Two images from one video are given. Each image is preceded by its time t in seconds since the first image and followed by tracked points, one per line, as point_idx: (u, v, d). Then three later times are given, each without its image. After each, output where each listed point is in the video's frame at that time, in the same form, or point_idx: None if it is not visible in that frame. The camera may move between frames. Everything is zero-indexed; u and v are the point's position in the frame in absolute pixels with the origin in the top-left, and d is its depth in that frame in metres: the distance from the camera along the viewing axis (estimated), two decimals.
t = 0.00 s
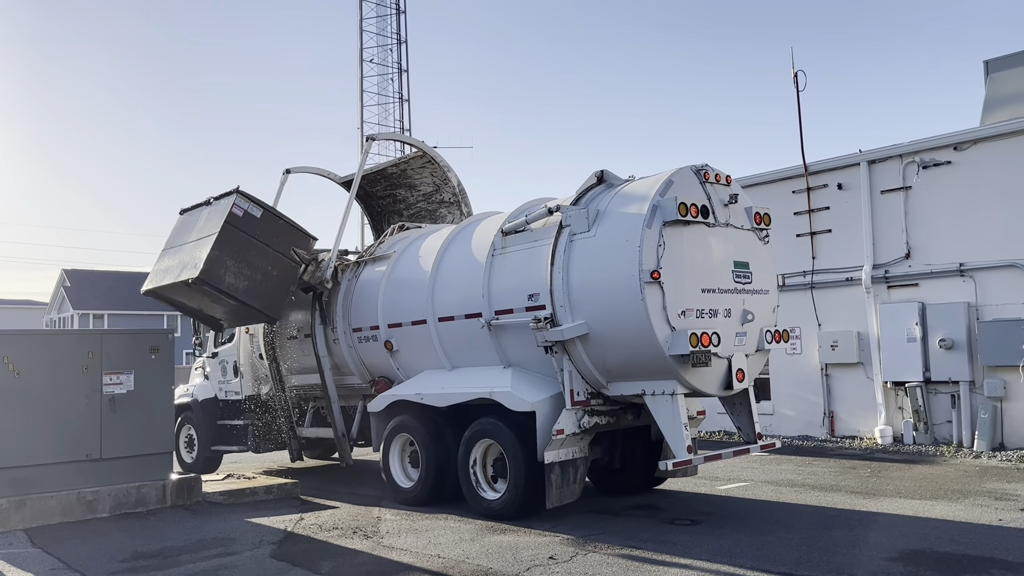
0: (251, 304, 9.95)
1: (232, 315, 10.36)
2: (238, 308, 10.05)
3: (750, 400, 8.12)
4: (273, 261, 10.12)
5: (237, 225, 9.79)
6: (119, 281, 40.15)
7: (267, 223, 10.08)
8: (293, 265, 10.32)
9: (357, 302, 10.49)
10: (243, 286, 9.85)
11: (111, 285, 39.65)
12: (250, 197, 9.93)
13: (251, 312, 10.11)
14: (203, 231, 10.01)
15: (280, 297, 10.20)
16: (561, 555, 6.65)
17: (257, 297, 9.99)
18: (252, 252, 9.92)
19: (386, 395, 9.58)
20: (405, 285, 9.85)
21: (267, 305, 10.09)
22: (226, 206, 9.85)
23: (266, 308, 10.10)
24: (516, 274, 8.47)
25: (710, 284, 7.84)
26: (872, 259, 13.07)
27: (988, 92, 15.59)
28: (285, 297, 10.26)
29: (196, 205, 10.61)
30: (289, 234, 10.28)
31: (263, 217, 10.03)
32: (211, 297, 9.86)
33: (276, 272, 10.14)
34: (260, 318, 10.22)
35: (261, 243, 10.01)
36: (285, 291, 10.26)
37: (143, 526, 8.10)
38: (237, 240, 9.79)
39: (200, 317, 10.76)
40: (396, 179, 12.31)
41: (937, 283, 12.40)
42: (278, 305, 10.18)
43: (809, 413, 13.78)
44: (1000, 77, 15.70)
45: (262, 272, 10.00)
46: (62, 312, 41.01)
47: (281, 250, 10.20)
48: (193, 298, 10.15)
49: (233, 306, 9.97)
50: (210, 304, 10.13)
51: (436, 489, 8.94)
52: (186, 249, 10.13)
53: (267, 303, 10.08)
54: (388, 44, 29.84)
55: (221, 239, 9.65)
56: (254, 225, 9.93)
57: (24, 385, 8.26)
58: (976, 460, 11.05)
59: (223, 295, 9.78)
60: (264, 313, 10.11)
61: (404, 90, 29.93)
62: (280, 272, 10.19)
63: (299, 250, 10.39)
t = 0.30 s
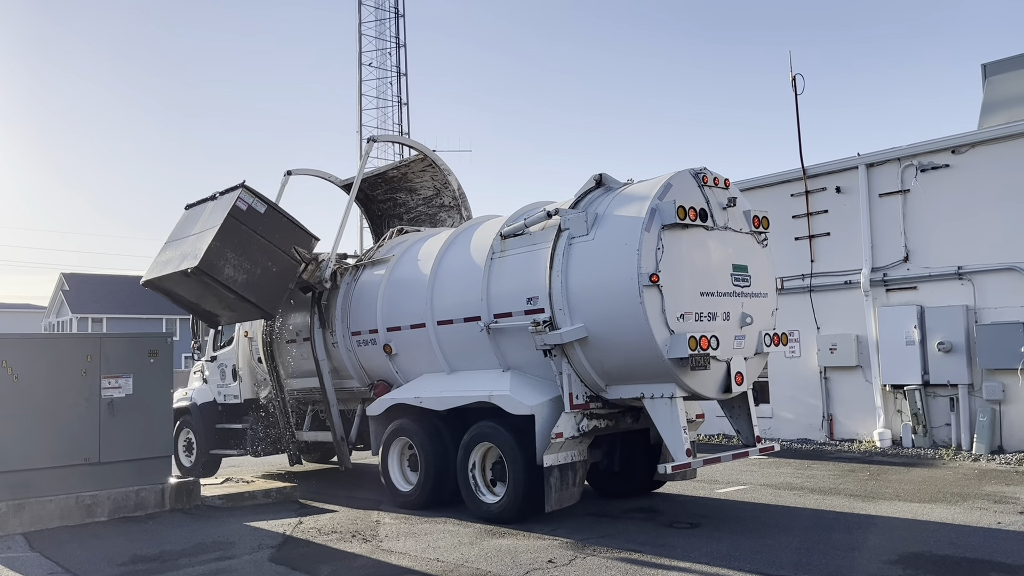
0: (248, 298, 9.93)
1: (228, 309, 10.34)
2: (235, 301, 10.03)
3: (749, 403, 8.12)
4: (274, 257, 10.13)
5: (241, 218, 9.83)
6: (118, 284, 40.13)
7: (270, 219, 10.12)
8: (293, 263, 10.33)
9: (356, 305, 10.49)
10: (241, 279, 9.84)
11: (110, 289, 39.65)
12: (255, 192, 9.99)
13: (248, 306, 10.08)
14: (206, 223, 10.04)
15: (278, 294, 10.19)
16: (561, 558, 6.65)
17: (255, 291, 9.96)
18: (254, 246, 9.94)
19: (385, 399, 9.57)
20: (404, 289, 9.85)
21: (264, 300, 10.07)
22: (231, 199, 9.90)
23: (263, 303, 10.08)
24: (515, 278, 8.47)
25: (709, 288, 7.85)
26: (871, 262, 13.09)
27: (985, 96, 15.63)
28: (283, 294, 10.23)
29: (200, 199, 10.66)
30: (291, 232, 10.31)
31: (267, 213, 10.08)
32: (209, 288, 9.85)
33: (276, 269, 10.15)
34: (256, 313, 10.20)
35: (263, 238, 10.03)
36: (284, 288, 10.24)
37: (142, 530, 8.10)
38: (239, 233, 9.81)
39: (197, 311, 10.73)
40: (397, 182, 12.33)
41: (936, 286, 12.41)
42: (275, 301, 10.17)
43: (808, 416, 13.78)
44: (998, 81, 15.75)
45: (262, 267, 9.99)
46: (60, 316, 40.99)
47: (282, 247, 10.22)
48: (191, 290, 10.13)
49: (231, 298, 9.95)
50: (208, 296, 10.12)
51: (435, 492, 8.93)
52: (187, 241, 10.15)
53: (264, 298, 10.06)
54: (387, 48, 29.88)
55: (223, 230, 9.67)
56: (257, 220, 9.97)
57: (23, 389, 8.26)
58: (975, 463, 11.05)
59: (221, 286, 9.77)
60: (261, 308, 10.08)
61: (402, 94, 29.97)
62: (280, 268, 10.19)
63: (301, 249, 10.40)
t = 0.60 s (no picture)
0: (245, 290, 10.11)
1: (226, 301, 10.50)
2: (232, 293, 10.19)
3: (748, 406, 8.11)
4: (275, 252, 10.28)
5: (246, 211, 10.00)
6: (117, 287, 40.08)
7: (274, 215, 10.28)
8: (294, 261, 10.46)
9: (355, 308, 10.48)
10: (240, 270, 10.02)
11: (110, 292, 39.63)
12: (262, 187, 10.17)
13: (245, 299, 10.26)
14: (211, 214, 10.20)
15: (276, 289, 10.34)
16: (560, 561, 6.64)
17: (252, 284, 10.14)
18: (256, 239, 10.10)
19: (384, 402, 9.56)
20: (404, 291, 9.85)
21: (261, 294, 10.24)
22: (237, 192, 10.08)
23: (260, 296, 10.24)
24: (514, 280, 8.47)
25: (708, 290, 7.84)
26: (870, 265, 13.09)
27: (985, 99, 15.64)
28: (281, 291, 10.38)
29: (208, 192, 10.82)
30: (295, 230, 10.45)
31: (272, 208, 10.25)
32: (208, 277, 10.02)
33: (276, 264, 10.30)
34: (253, 306, 10.36)
35: (266, 233, 10.18)
36: (283, 284, 10.39)
37: (141, 533, 8.09)
38: (243, 225, 9.97)
39: (195, 304, 10.85)
40: (398, 184, 12.34)
41: (935, 288, 12.42)
42: (273, 296, 10.33)
43: (808, 418, 13.78)
44: (998, 84, 15.77)
45: (262, 261, 10.16)
46: (60, 319, 40.97)
47: (285, 244, 10.36)
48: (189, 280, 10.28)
49: (228, 289, 10.13)
50: (206, 287, 10.28)
51: (434, 495, 8.92)
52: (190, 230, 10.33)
53: (262, 291, 10.23)
54: (386, 51, 29.92)
55: (227, 221, 9.84)
56: (261, 214, 10.14)
57: (23, 392, 8.25)
58: (975, 465, 11.04)
59: (220, 276, 9.96)
60: (257, 302, 10.25)
61: (402, 97, 29.99)
62: (281, 265, 10.34)
63: (303, 247, 10.52)
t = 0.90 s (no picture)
0: (244, 279, 10.15)
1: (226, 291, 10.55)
2: (232, 281, 10.25)
3: (748, 407, 8.11)
4: (279, 245, 10.35)
5: (252, 201, 10.10)
6: (117, 289, 40.08)
7: (281, 209, 10.38)
8: (296, 256, 10.52)
9: (355, 309, 10.48)
10: (241, 259, 10.08)
11: (109, 294, 39.60)
12: (271, 180, 10.30)
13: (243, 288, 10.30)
14: (217, 203, 10.30)
15: (275, 282, 10.39)
16: (560, 563, 6.64)
17: (253, 274, 10.20)
18: (260, 230, 10.18)
19: (384, 403, 9.56)
20: (403, 293, 9.85)
21: (259, 285, 10.28)
22: (246, 182, 10.20)
23: (259, 287, 10.29)
24: (514, 282, 8.47)
25: (708, 291, 7.84)
26: (870, 266, 13.08)
27: (985, 100, 15.64)
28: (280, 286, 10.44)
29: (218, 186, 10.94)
30: (299, 225, 10.54)
31: (280, 201, 10.36)
32: (208, 263, 10.06)
33: (278, 257, 10.36)
34: (251, 297, 10.40)
35: (271, 225, 10.27)
36: (283, 278, 10.45)
37: (140, 535, 8.08)
38: (249, 215, 10.07)
39: (195, 294, 10.91)
40: (400, 186, 12.35)
41: (935, 289, 12.42)
42: (272, 288, 10.39)
43: (808, 420, 13.77)
44: (998, 85, 15.76)
45: (264, 252, 10.22)
46: (60, 321, 40.95)
47: (288, 238, 10.44)
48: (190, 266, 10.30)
49: (228, 277, 10.18)
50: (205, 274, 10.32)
51: (434, 496, 8.92)
52: (196, 218, 10.41)
53: (261, 282, 10.28)
54: (386, 53, 29.93)
55: (232, 209, 9.93)
56: (267, 206, 10.25)
57: (22, 394, 8.25)
58: (976, 466, 11.03)
59: (221, 263, 10.00)
60: (254, 293, 10.29)
61: (402, 99, 29.97)
62: (282, 258, 10.39)
63: (307, 244, 10.61)
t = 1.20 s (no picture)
0: (243, 267, 10.18)
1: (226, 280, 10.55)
2: (232, 269, 10.27)
3: (749, 407, 8.11)
4: (282, 238, 10.43)
5: (261, 192, 10.26)
6: (117, 290, 40.08)
7: (288, 203, 10.51)
8: (298, 253, 10.57)
9: (355, 310, 10.48)
10: (243, 247, 10.13)
11: (109, 295, 39.60)
12: (282, 173, 10.48)
13: (241, 277, 10.32)
14: (226, 193, 10.44)
15: (274, 275, 10.40)
16: (560, 564, 6.63)
17: (253, 263, 10.23)
18: (266, 221, 10.28)
19: (384, 404, 9.55)
20: (403, 294, 9.85)
21: (258, 276, 10.28)
22: (257, 173, 10.38)
23: (257, 278, 10.28)
24: (514, 283, 8.47)
25: (708, 292, 7.84)
26: (870, 266, 13.08)
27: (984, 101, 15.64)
28: (276, 279, 10.43)
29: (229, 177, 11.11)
30: (304, 221, 10.66)
31: (288, 194, 10.51)
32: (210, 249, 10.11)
33: (280, 250, 10.41)
34: (248, 287, 10.39)
35: (276, 216, 10.38)
36: (282, 272, 10.46)
37: (140, 536, 8.07)
38: (256, 204, 10.20)
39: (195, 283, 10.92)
40: (401, 187, 12.35)
41: (935, 289, 12.42)
42: (270, 280, 10.38)
43: (808, 420, 13.77)
44: (997, 86, 15.77)
45: (266, 242, 10.28)
46: (60, 322, 40.94)
47: (292, 232, 10.53)
48: (192, 251, 10.36)
49: (229, 265, 10.21)
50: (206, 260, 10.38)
51: (435, 497, 8.91)
52: (203, 205, 10.52)
53: (259, 273, 10.28)
54: (386, 54, 29.95)
55: (240, 196, 10.07)
56: (275, 198, 10.38)
57: (22, 395, 8.24)
58: (977, 466, 11.03)
59: (224, 249, 10.06)
60: (252, 282, 10.29)
61: (402, 100, 29.96)
62: (284, 251, 10.44)
63: (309, 241, 10.67)
